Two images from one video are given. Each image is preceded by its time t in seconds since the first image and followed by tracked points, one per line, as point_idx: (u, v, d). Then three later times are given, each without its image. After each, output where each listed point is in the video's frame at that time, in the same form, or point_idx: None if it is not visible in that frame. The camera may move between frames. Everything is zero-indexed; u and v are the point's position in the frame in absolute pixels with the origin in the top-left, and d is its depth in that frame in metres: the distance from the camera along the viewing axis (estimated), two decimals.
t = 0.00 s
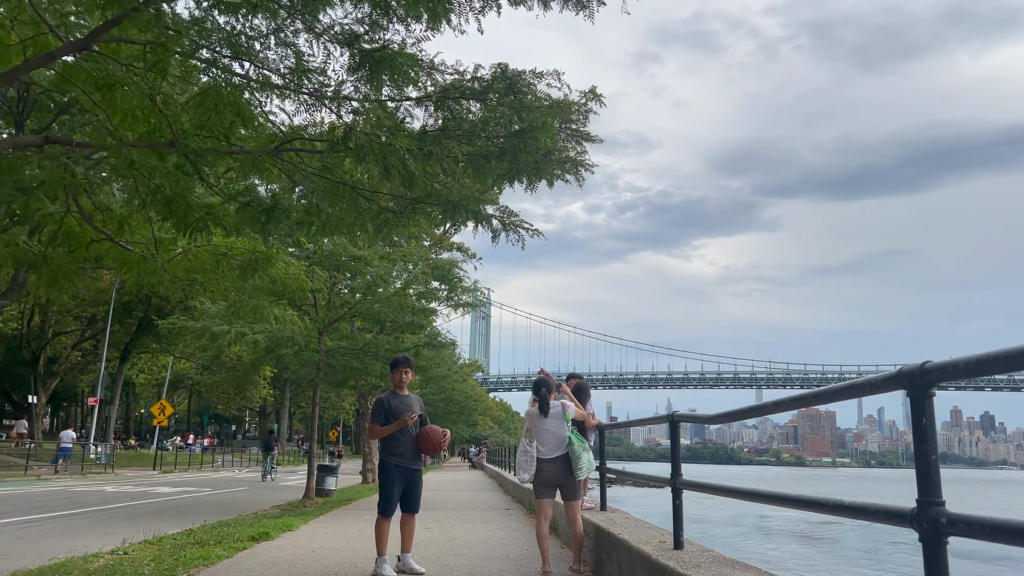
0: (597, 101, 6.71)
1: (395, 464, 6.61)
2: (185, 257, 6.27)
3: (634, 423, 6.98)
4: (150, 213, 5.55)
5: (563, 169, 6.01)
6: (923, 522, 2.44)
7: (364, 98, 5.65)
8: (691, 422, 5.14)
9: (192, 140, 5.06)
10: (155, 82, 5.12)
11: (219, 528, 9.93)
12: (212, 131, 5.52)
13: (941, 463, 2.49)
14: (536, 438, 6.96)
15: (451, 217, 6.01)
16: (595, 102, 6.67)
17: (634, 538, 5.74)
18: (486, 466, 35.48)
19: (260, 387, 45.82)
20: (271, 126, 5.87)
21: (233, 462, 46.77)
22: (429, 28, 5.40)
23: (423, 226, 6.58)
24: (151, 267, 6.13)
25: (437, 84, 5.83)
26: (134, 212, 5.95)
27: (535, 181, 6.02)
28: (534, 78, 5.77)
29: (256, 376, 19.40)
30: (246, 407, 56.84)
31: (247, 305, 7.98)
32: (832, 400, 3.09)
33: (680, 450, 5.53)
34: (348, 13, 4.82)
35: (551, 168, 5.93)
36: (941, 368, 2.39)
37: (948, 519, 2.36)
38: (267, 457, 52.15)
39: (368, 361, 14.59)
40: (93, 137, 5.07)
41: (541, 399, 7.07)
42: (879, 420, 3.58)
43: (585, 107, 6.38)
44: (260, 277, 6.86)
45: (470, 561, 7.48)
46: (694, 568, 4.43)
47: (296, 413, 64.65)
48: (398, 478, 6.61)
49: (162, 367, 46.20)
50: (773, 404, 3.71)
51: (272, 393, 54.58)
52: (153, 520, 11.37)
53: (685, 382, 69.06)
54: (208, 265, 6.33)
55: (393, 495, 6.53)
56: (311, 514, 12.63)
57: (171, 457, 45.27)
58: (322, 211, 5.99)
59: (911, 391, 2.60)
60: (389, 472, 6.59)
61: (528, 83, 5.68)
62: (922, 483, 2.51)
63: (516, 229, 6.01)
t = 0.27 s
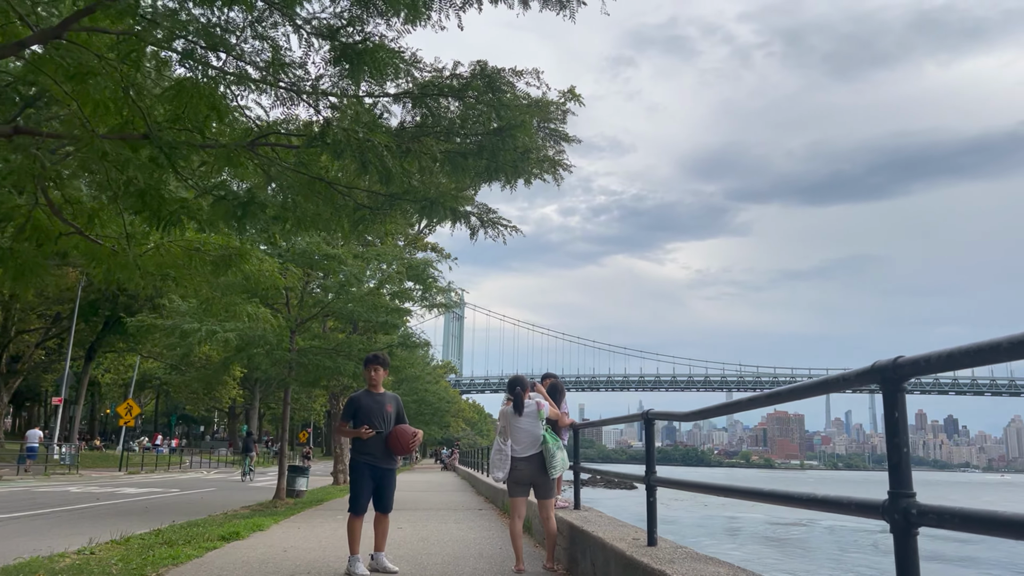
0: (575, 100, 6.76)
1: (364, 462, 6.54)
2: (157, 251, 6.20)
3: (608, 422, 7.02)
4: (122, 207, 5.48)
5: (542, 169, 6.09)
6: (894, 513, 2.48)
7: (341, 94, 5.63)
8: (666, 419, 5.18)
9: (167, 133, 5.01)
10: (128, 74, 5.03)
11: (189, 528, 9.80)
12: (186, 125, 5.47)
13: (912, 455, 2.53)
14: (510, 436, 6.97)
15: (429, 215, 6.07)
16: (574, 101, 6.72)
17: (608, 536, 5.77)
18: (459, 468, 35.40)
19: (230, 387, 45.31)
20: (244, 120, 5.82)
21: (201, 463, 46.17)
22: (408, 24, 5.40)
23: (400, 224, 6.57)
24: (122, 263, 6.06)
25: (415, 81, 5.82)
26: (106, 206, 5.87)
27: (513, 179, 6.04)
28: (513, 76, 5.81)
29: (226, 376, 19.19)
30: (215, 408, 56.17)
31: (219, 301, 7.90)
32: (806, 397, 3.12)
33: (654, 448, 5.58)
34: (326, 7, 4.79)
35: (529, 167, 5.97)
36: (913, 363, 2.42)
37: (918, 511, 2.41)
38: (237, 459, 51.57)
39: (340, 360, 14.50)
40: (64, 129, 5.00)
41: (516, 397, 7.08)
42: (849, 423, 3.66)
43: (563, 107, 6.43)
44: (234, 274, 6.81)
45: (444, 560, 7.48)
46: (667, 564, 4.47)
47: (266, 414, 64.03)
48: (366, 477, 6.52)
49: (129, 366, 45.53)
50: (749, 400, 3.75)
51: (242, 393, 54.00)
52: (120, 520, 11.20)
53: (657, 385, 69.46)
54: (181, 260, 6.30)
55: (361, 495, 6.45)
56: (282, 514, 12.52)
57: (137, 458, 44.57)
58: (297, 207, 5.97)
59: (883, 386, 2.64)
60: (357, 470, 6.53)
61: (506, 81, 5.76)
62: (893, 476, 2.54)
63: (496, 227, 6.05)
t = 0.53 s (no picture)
0: (561, 99, 6.78)
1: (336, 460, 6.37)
2: (139, 245, 6.14)
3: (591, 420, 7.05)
4: (105, 201, 5.43)
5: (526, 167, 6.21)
6: (880, 504, 2.52)
7: (326, 88, 5.57)
8: (649, 417, 5.21)
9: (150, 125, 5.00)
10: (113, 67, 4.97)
11: (166, 527, 9.71)
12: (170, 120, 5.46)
13: (897, 447, 2.56)
14: (494, 435, 6.97)
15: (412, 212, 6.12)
16: (559, 100, 6.75)
17: (591, 532, 5.79)
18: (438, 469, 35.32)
19: (208, 387, 44.88)
20: (228, 115, 5.79)
21: (178, 464, 45.69)
22: (395, 20, 5.39)
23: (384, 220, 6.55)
24: (103, 259, 6.00)
25: (401, 77, 5.80)
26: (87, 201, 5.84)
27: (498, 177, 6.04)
28: (499, 73, 5.82)
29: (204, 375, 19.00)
30: (192, 408, 55.63)
31: (200, 298, 7.84)
32: (792, 391, 3.15)
33: (637, 445, 5.62)
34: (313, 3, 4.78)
35: (514, 164, 5.99)
36: (899, 356, 2.46)
37: (902, 502, 2.44)
38: (214, 459, 51.10)
39: (321, 360, 14.42)
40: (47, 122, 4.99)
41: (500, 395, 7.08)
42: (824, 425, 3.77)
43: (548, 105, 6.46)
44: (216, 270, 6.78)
45: (427, 558, 7.48)
46: (651, 559, 4.50)
47: (243, 414, 63.52)
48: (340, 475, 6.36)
49: (104, 366, 44.96)
50: (733, 396, 3.78)
51: (220, 393, 53.52)
52: (96, 520, 11.06)
53: (636, 386, 69.71)
54: (163, 256, 6.30)
55: (337, 494, 6.30)
56: (261, 514, 12.44)
57: (113, 459, 44.03)
58: (281, 202, 5.97)
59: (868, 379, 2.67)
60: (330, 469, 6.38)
61: (493, 78, 5.77)
62: (878, 467, 2.58)
63: (479, 221, 6.46)
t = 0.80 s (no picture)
0: (550, 96, 6.76)
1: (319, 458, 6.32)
2: (123, 239, 6.09)
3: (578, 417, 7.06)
4: (90, 192, 5.40)
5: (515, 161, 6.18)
6: (872, 492, 2.53)
7: (315, 80, 5.53)
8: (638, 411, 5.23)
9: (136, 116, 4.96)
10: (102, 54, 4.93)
11: (149, 525, 9.62)
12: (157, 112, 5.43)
13: (889, 436, 2.58)
14: (482, 430, 6.97)
15: (401, 205, 6.11)
16: (548, 97, 6.72)
17: (578, 528, 5.80)
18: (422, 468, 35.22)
19: (189, 386, 44.47)
20: (216, 106, 5.76)
21: (159, 463, 45.27)
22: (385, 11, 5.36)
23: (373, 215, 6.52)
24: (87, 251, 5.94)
25: (391, 71, 5.77)
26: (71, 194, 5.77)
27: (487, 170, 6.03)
28: (490, 67, 5.80)
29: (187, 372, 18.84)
30: (174, 407, 55.17)
31: (186, 292, 7.77)
32: (784, 383, 3.17)
33: (625, 439, 5.63)
34: None
35: (503, 159, 6.00)
36: (892, 344, 2.48)
37: (895, 490, 2.46)
38: (195, 458, 50.69)
39: (305, 357, 14.34)
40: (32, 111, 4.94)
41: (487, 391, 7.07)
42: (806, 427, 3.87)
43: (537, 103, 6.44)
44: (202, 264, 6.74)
45: (414, 555, 7.47)
46: (639, 553, 4.52)
47: (226, 413, 63.07)
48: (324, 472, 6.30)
49: (84, 364, 44.48)
50: (724, 388, 3.80)
51: (202, 392, 53.10)
52: (77, 518, 10.95)
53: (620, 386, 69.86)
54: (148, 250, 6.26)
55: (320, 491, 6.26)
56: (245, 511, 12.35)
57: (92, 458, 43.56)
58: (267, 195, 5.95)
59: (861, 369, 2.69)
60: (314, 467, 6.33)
61: (483, 73, 5.75)
62: (870, 456, 2.59)
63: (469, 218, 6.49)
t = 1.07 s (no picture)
0: (538, 90, 6.78)
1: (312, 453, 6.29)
2: (110, 230, 6.13)
3: (566, 411, 7.09)
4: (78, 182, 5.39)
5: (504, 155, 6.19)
6: (859, 475, 2.57)
7: (304, 72, 5.51)
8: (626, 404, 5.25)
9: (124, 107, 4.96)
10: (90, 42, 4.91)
11: (135, 521, 9.57)
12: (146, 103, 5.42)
13: (876, 420, 2.61)
14: (470, 424, 6.98)
15: (389, 198, 6.14)
16: (536, 91, 6.74)
17: (566, 520, 5.82)
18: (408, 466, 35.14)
19: (173, 385, 44.13)
20: (205, 98, 5.75)
21: (142, 462, 44.92)
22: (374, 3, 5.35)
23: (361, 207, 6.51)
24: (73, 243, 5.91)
25: (380, 63, 5.77)
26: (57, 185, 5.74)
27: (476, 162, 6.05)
28: (479, 60, 5.81)
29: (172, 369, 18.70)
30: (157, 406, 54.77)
31: (172, 286, 7.72)
32: (772, 370, 3.20)
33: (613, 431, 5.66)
34: None
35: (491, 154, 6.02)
36: (879, 329, 2.51)
37: (882, 472, 2.49)
38: (179, 457, 50.34)
39: (291, 353, 14.28)
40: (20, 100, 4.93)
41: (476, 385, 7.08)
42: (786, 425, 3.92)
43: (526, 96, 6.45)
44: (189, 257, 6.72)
45: (401, 549, 7.48)
46: (627, 542, 4.55)
47: (210, 412, 62.69)
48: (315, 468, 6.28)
49: (66, 362, 44.07)
50: (712, 378, 3.83)
51: (186, 390, 52.74)
52: (61, 515, 10.86)
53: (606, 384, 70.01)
54: (134, 242, 6.25)
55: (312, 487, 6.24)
56: (231, 508, 12.29)
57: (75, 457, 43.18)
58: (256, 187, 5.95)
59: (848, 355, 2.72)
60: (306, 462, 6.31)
61: (472, 66, 5.76)
62: (858, 439, 2.62)
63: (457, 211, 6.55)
